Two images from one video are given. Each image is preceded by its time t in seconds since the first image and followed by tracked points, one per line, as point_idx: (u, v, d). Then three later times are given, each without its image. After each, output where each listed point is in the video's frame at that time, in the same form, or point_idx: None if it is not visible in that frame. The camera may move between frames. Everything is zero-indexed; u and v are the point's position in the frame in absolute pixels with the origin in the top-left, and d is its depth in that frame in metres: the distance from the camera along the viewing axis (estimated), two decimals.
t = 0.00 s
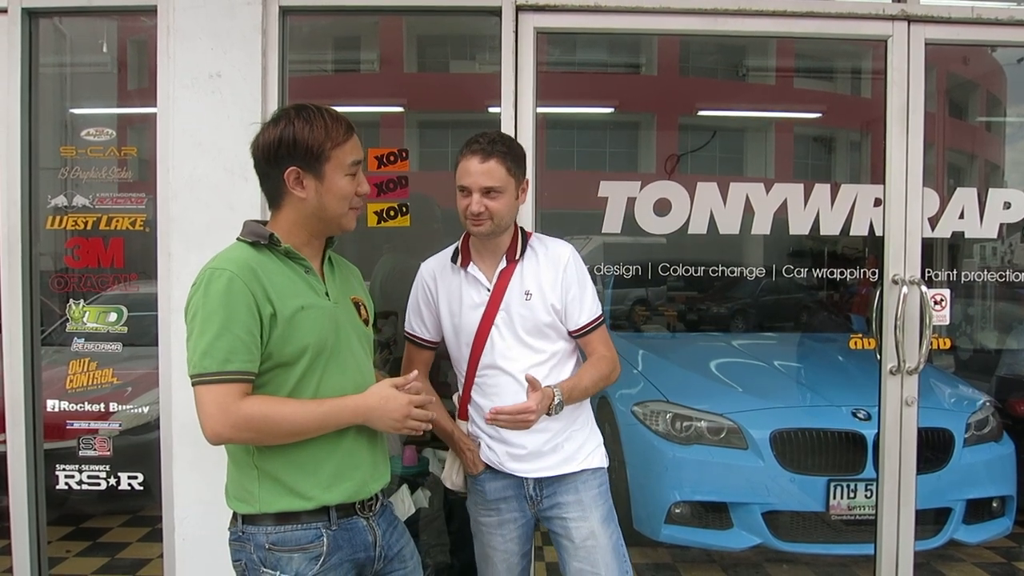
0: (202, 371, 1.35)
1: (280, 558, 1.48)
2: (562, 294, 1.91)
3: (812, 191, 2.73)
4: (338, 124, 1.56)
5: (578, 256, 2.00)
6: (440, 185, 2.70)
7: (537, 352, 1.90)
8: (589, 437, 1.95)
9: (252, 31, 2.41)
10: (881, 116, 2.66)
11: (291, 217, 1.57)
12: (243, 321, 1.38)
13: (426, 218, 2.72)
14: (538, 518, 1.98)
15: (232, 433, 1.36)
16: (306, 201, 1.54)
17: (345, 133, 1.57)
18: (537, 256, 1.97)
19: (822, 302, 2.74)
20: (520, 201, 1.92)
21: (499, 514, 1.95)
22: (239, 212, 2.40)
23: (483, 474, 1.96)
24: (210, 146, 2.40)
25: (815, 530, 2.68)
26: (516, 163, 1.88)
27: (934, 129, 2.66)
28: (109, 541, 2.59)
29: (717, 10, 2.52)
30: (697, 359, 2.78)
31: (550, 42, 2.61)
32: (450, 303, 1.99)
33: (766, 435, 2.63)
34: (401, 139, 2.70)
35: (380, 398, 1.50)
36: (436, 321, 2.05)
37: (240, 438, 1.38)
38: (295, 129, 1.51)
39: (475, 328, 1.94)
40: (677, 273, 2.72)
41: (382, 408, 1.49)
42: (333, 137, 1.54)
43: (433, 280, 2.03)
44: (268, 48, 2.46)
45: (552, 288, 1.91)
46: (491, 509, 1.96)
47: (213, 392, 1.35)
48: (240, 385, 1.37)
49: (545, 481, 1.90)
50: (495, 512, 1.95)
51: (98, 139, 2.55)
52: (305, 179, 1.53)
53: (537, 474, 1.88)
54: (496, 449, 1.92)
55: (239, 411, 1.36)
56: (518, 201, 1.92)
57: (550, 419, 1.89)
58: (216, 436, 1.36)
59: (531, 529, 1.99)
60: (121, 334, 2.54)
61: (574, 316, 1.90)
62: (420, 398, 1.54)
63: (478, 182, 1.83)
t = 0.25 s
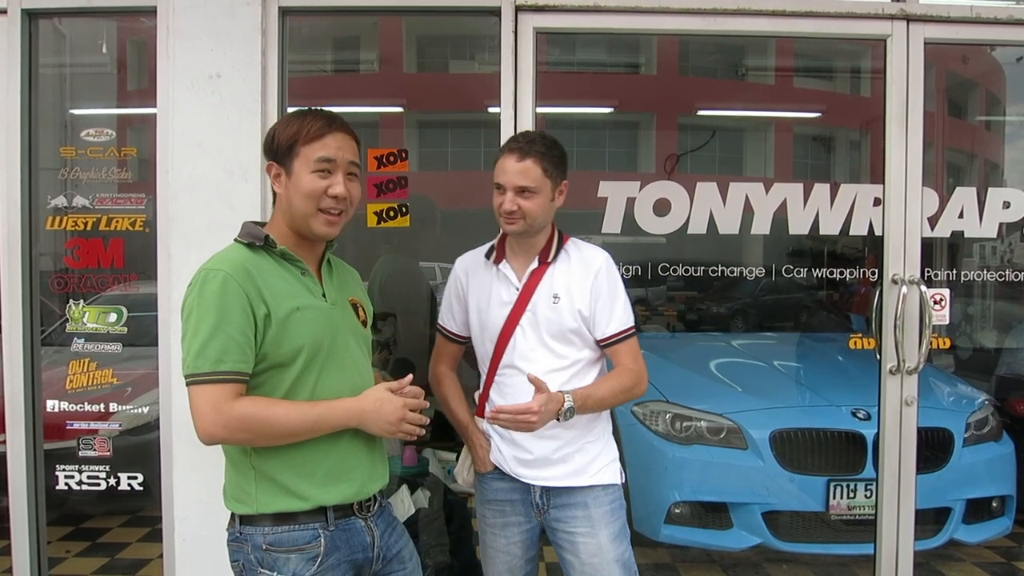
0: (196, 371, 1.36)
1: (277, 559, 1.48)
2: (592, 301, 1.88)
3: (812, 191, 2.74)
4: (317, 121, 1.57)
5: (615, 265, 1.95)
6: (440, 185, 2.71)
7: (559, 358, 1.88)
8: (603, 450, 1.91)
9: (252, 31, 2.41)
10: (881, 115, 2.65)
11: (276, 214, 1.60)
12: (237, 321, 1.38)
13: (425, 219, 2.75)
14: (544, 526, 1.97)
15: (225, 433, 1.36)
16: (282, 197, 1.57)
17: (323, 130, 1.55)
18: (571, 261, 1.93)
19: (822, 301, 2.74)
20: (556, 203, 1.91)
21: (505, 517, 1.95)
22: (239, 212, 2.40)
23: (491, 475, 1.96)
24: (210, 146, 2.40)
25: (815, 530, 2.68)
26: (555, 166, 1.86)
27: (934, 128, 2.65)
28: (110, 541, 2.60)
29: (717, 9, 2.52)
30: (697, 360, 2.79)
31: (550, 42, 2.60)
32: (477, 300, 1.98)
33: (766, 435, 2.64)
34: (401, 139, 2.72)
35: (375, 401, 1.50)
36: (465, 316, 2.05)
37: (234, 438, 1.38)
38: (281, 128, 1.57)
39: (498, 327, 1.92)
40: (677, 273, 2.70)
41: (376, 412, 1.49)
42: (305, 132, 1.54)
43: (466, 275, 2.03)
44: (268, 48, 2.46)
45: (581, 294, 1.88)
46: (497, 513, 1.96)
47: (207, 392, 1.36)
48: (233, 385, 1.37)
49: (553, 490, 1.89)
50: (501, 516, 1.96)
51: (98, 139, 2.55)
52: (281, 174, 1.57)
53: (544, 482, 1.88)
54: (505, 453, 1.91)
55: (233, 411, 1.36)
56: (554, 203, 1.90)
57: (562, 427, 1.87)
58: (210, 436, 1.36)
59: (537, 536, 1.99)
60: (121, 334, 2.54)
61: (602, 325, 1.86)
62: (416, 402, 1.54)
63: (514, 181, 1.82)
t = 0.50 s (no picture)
0: (196, 368, 1.36)
1: (275, 559, 1.48)
2: (637, 305, 1.83)
3: (812, 191, 2.73)
4: (307, 118, 1.57)
5: (664, 272, 1.89)
6: (440, 186, 2.71)
7: (602, 363, 1.84)
8: (640, 462, 1.87)
9: (252, 31, 2.41)
10: (880, 116, 2.65)
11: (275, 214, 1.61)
12: (237, 319, 1.38)
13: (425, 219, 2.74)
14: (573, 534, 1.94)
15: (224, 431, 1.36)
16: (279, 195, 1.58)
17: (313, 125, 1.56)
18: (619, 265, 1.89)
19: (822, 302, 2.74)
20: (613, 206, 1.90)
21: (534, 523, 1.92)
22: (239, 212, 2.40)
23: (523, 478, 1.94)
24: (209, 146, 2.40)
25: (814, 531, 2.69)
26: (613, 167, 1.85)
27: (934, 129, 2.66)
28: (110, 540, 2.61)
29: (717, 10, 2.52)
30: (696, 360, 2.78)
31: (550, 42, 2.60)
32: (521, 298, 1.96)
33: (766, 435, 2.64)
34: (401, 139, 2.74)
35: (375, 405, 1.50)
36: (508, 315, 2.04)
37: (232, 437, 1.38)
38: (275, 127, 1.59)
39: (540, 327, 1.90)
40: (676, 274, 2.70)
41: (375, 415, 1.49)
42: (296, 129, 1.55)
43: (511, 274, 2.03)
44: (268, 48, 2.46)
45: (627, 298, 1.84)
46: (527, 518, 1.93)
47: (206, 390, 1.36)
48: (233, 384, 1.37)
49: (585, 499, 1.86)
50: (531, 521, 1.92)
51: (98, 139, 2.55)
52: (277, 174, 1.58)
53: (575, 490, 1.85)
54: (539, 457, 1.89)
55: (232, 409, 1.36)
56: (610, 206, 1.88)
57: (597, 435, 1.84)
58: (208, 434, 1.36)
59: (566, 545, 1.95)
60: (120, 334, 2.54)
61: (645, 329, 1.81)
62: (415, 407, 1.55)
63: (572, 179, 1.81)
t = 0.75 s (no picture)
0: (198, 370, 1.35)
1: (277, 560, 1.48)
2: (681, 305, 1.81)
3: (812, 191, 2.73)
4: (307, 116, 1.57)
5: (710, 272, 1.87)
6: (440, 186, 2.71)
7: (644, 364, 1.83)
8: (682, 471, 1.86)
9: (252, 31, 2.41)
10: (880, 117, 2.65)
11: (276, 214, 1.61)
12: (240, 321, 1.37)
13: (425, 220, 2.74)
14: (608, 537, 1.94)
15: (225, 433, 1.36)
16: (279, 194, 1.57)
17: (312, 123, 1.56)
18: (663, 266, 1.87)
19: (822, 302, 2.74)
20: (654, 204, 1.90)
21: (570, 526, 1.91)
22: (238, 212, 2.40)
23: (560, 480, 1.93)
24: (209, 146, 2.40)
25: (814, 531, 2.69)
26: (656, 164, 1.86)
27: (934, 129, 2.66)
28: (109, 541, 2.60)
29: (717, 10, 2.51)
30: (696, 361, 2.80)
31: (550, 42, 2.60)
32: (563, 300, 1.97)
33: (766, 435, 2.65)
34: (401, 140, 2.72)
35: (377, 407, 1.50)
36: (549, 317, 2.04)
37: (233, 439, 1.37)
38: (274, 126, 1.59)
39: (582, 328, 1.90)
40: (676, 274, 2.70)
41: (377, 418, 1.50)
42: (296, 128, 1.55)
43: (553, 277, 2.03)
44: (268, 48, 2.46)
45: (671, 298, 1.82)
46: (563, 520, 1.92)
47: (208, 391, 1.35)
48: (235, 386, 1.37)
49: (624, 505, 1.85)
50: (567, 523, 1.91)
51: (98, 139, 2.55)
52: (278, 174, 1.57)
53: (616, 496, 1.84)
54: (580, 461, 1.88)
55: (234, 411, 1.36)
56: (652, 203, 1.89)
57: (640, 443, 1.83)
58: (209, 435, 1.36)
59: (600, 549, 1.94)
60: (120, 335, 2.53)
61: (690, 329, 1.78)
62: (416, 410, 1.55)
63: (613, 173, 1.83)
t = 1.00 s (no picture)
0: (200, 372, 1.35)
1: (277, 560, 1.48)
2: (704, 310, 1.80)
3: (812, 191, 2.73)
4: (331, 119, 1.56)
5: (736, 276, 1.85)
6: (440, 186, 2.71)
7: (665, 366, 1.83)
8: (695, 471, 1.87)
9: (252, 31, 2.41)
10: (880, 117, 2.65)
11: (290, 217, 1.58)
12: (243, 322, 1.37)
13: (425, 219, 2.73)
14: (616, 530, 1.94)
15: (227, 435, 1.36)
16: (303, 198, 1.54)
17: (338, 126, 1.56)
18: (690, 269, 1.86)
19: (821, 302, 2.74)
20: (681, 203, 1.88)
21: (581, 514, 1.92)
22: (238, 212, 2.40)
23: (575, 470, 1.94)
24: (209, 146, 2.40)
25: (813, 531, 2.70)
26: (680, 165, 1.84)
27: (934, 129, 2.65)
28: (109, 541, 2.60)
29: (716, 10, 2.51)
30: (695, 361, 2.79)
31: (550, 42, 2.60)
32: (587, 296, 1.98)
33: (765, 435, 2.64)
34: (401, 139, 2.71)
35: (377, 411, 1.51)
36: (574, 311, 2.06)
37: (234, 441, 1.37)
38: (287, 127, 1.53)
39: (605, 327, 1.91)
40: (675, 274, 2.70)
41: (378, 421, 1.50)
42: (323, 131, 1.53)
43: (580, 271, 2.06)
44: (268, 48, 2.45)
45: (695, 302, 1.81)
46: (575, 507, 1.93)
47: (210, 393, 1.35)
48: (237, 388, 1.37)
49: (635, 500, 1.85)
50: (579, 511, 1.92)
51: (97, 138, 2.55)
52: (299, 176, 1.53)
53: (629, 491, 1.84)
54: (595, 452, 1.89)
55: (235, 414, 1.36)
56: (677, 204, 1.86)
57: (657, 440, 1.84)
58: (210, 437, 1.36)
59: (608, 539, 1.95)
60: (119, 334, 2.53)
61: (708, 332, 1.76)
62: (416, 414, 1.56)
63: (636, 175, 1.82)
